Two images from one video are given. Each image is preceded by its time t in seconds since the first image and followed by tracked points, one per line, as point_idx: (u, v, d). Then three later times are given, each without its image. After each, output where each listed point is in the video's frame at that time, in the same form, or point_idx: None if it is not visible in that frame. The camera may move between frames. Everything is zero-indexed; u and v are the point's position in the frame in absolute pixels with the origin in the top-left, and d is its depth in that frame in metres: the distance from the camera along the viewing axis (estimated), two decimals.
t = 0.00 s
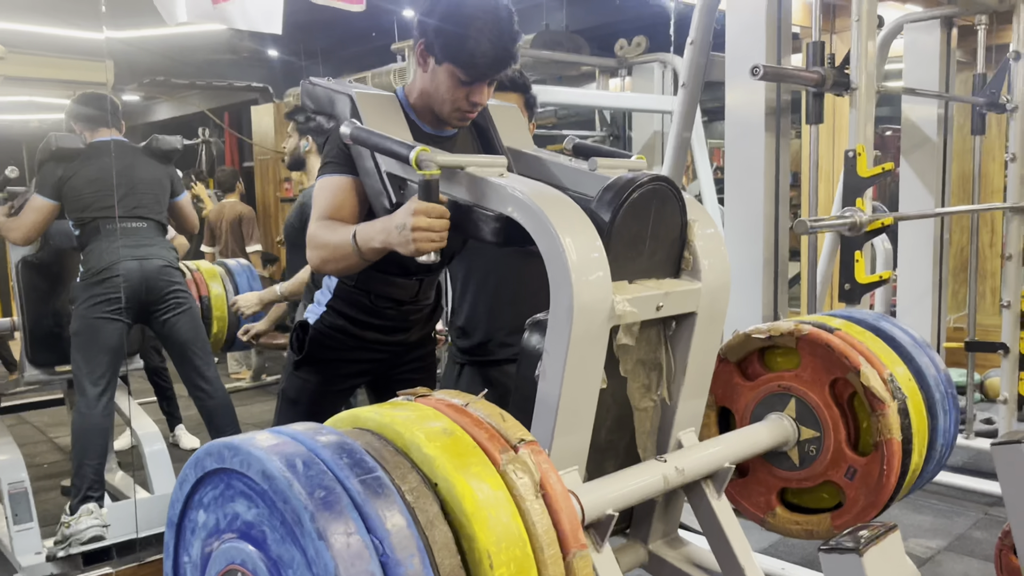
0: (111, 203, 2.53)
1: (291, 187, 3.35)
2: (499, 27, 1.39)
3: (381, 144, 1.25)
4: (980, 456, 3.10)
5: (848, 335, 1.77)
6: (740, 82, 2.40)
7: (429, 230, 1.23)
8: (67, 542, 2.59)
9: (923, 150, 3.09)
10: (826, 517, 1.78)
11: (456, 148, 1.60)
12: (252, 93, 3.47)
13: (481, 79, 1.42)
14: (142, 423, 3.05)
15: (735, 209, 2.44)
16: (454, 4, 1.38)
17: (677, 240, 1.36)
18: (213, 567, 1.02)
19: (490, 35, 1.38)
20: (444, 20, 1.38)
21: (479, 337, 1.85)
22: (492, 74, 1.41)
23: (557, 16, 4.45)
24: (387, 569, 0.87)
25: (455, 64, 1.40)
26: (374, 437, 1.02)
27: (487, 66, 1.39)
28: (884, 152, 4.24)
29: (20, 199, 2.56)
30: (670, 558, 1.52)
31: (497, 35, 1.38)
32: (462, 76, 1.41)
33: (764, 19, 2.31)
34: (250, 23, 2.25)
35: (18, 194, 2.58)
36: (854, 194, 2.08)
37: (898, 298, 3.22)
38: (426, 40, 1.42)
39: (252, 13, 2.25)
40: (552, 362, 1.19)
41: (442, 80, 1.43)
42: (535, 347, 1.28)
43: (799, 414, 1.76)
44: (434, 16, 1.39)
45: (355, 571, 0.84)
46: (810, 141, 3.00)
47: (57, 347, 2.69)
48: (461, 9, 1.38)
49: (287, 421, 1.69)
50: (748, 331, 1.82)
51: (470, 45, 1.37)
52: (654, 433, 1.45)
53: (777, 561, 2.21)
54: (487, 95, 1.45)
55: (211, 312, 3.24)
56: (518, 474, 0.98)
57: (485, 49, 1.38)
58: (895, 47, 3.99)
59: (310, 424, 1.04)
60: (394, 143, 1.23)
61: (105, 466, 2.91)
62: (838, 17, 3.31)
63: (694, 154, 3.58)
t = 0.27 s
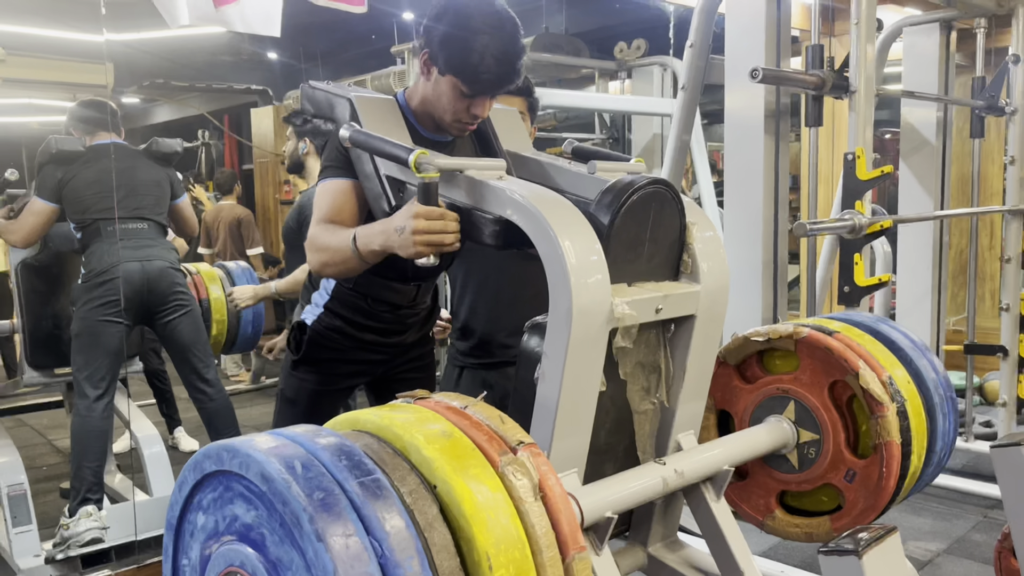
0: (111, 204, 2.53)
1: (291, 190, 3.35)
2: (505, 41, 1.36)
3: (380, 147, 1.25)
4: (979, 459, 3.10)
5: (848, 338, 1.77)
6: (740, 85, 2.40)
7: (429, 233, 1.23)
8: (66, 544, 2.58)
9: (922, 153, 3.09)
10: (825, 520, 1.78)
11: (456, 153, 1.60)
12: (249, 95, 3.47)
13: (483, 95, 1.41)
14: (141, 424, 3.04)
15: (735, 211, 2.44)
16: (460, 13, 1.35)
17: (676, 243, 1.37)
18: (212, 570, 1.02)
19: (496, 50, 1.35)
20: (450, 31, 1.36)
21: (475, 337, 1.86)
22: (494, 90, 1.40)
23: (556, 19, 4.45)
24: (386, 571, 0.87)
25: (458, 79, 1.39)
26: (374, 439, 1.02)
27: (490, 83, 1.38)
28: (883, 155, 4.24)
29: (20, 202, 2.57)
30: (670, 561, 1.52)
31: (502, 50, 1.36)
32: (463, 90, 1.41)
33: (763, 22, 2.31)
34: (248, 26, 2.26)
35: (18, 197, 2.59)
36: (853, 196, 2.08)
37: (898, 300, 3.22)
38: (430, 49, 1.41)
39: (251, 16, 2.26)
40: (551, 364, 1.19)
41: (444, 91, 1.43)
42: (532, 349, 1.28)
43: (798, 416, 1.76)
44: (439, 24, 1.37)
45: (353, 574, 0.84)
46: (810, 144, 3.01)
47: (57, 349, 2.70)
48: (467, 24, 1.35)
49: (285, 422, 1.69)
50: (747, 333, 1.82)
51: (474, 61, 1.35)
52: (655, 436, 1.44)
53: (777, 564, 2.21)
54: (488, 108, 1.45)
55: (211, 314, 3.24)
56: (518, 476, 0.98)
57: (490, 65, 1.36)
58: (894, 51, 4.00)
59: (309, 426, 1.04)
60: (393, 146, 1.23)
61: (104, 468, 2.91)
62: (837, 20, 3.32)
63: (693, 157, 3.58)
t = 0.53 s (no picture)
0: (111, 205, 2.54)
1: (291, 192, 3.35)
2: (509, 59, 1.36)
3: (381, 148, 1.26)
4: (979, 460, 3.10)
5: (847, 339, 1.77)
6: (740, 87, 2.40)
7: (431, 233, 1.23)
8: (65, 546, 2.58)
9: (923, 155, 3.09)
10: (825, 522, 1.78)
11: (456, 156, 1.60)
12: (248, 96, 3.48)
13: (483, 110, 1.42)
14: (141, 425, 3.04)
15: (735, 213, 2.44)
16: (467, 27, 1.35)
17: (676, 244, 1.37)
18: (212, 571, 1.02)
19: (499, 67, 1.36)
20: (456, 44, 1.35)
21: (476, 339, 1.87)
22: (494, 107, 1.41)
23: (555, 20, 4.45)
24: (386, 572, 0.87)
25: (460, 94, 1.40)
26: (373, 440, 1.02)
27: (491, 101, 1.39)
28: (883, 157, 4.24)
29: (20, 202, 2.54)
30: (670, 562, 1.52)
31: (506, 68, 1.36)
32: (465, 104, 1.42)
33: (764, 23, 2.31)
34: (248, 27, 2.26)
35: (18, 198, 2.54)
36: (853, 198, 2.08)
37: (898, 302, 3.22)
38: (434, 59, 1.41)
39: (251, 18, 2.26)
40: (551, 365, 1.19)
41: (445, 102, 1.44)
42: (533, 350, 1.28)
43: (798, 418, 1.76)
44: (445, 35, 1.36)
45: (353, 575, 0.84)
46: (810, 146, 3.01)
47: (56, 350, 2.70)
48: (473, 39, 1.35)
49: (282, 421, 1.68)
50: (747, 335, 1.82)
51: (477, 78, 1.36)
52: (656, 439, 1.44)
53: (777, 565, 2.21)
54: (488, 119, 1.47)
55: (211, 316, 3.24)
56: (517, 477, 0.98)
57: (492, 83, 1.36)
58: (894, 52, 4.00)
59: (309, 427, 1.04)
60: (393, 147, 1.23)
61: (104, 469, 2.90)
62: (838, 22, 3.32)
63: (693, 159, 3.58)
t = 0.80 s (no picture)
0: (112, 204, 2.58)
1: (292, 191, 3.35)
2: (512, 71, 1.34)
3: (382, 148, 1.25)
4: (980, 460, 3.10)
5: (849, 339, 1.76)
6: (741, 86, 2.40)
7: (433, 233, 1.23)
8: (66, 545, 2.58)
9: (924, 155, 3.09)
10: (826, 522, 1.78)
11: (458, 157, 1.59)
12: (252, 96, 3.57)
13: (484, 121, 1.41)
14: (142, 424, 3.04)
15: (736, 212, 2.44)
16: (470, 37, 1.32)
17: (677, 245, 1.37)
18: (213, 571, 1.01)
19: (502, 79, 1.34)
20: (458, 55, 1.33)
21: (478, 339, 1.86)
22: (495, 118, 1.40)
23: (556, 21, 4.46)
24: (388, 572, 0.87)
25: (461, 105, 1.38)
26: (374, 441, 1.02)
27: (493, 112, 1.38)
28: (885, 156, 4.24)
29: (21, 202, 2.55)
30: (671, 563, 1.51)
31: (509, 80, 1.34)
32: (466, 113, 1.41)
33: (765, 23, 2.31)
34: (249, 27, 2.26)
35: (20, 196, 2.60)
36: (854, 198, 2.08)
37: (900, 302, 3.22)
38: (437, 66, 1.39)
39: (253, 17, 2.26)
40: (553, 364, 1.18)
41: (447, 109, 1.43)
42: (535, 351, 1.26)
43: (800, 419, 1.76)
44: (448, 45, 1.34)
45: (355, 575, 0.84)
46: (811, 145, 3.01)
47: (57, 349, 2.70)
48: (474, 50, 1.32)
49: (277, 416, 1.68)
50: (748, 335, 1.82)
51: (479, 90, 1.34)
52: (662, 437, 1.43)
53: (777, 565, 2.21)
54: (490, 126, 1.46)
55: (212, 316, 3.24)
56: (519, 477, 0.98)
57: (494, 95, 1.35)
58: (895, 52, 3.99)
59: (310, 427, 1.04)
60: (394, 147, 1.23)
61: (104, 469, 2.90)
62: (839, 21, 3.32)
63: (694, 159, 3.58)
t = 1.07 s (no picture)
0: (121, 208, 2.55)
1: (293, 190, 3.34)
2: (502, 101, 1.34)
3: (371, 167, 1.27)
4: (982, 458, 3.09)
5: (841, 344, 1.76)
6: (743, 84, 2.40)
7: (422, 247, 1.23)
8: (68, 543, 2.58)
9: (926, 153, 3.08)
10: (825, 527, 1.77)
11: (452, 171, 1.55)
12: (252, 93, 3.48)
13: (474, 150, 1.41)
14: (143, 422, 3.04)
15: (737, 211, 2.43)
16: (461, 68, 1.32)
17: (665, 254, 1.36)
18: None
19: (491, 109, 1.34)
20: (450, 85, 1.33)
21: (481, 336, 1.85)
22: (486, 147, 1.40)
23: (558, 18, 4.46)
24: None
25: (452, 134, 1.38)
26: (366, 450, 1.02)
27: (483, 142, 1.38)
28: (886, 155, 4.24)
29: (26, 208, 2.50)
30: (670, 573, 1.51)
31: (499, 110, 1.35)
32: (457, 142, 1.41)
33: (767, 20, 2.31)
34: (250, 25, 2.25)
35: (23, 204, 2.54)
36: (857, 195, 2.07)
37: (902, 300, 3.21)
38: (428, 95, 1.38)
39: (253, 15, 2.25)
40: (543, 375, 1.18)
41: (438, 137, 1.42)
42: (525, 361, 1.28)
43: (796, 425, 1.77)
44: (440, 75, 1.34)
45: None
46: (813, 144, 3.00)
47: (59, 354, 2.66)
48: (466, 81, 1.33)
49: (268, 408, 1.69)
50: (741, 343, 1.82)
51: (469, 120, 1.35)
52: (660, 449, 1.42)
53: (778, 564, 2.21)
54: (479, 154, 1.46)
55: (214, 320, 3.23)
56: (509, 483, 0.97)
57: (484, 126, 1.35)
58: (897, 50, 3.99)
59: (303, 438, 1.04)
60: (383, 164, 1.25)
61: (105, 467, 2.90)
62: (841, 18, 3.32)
63: (696, 157, 3.58)
